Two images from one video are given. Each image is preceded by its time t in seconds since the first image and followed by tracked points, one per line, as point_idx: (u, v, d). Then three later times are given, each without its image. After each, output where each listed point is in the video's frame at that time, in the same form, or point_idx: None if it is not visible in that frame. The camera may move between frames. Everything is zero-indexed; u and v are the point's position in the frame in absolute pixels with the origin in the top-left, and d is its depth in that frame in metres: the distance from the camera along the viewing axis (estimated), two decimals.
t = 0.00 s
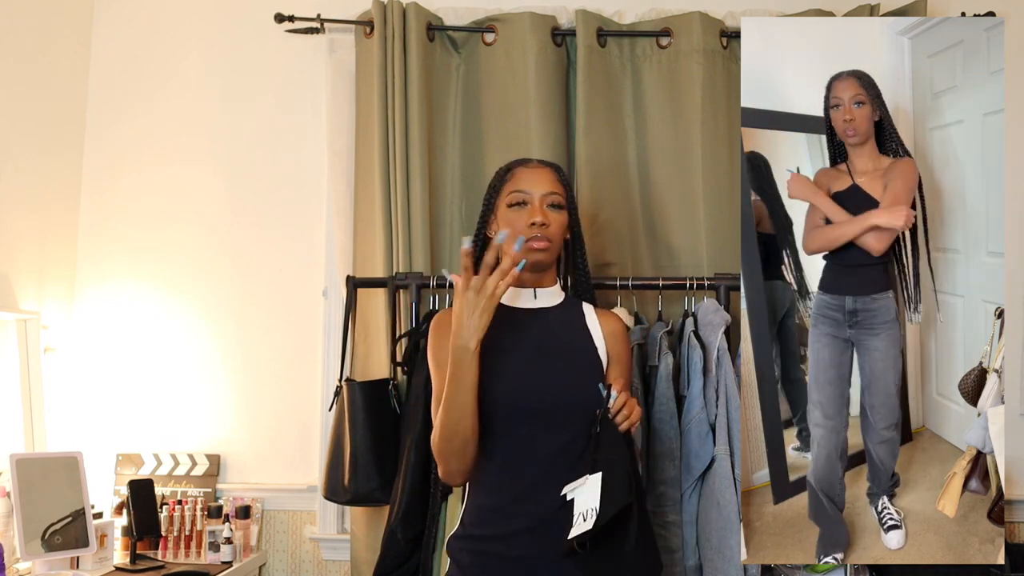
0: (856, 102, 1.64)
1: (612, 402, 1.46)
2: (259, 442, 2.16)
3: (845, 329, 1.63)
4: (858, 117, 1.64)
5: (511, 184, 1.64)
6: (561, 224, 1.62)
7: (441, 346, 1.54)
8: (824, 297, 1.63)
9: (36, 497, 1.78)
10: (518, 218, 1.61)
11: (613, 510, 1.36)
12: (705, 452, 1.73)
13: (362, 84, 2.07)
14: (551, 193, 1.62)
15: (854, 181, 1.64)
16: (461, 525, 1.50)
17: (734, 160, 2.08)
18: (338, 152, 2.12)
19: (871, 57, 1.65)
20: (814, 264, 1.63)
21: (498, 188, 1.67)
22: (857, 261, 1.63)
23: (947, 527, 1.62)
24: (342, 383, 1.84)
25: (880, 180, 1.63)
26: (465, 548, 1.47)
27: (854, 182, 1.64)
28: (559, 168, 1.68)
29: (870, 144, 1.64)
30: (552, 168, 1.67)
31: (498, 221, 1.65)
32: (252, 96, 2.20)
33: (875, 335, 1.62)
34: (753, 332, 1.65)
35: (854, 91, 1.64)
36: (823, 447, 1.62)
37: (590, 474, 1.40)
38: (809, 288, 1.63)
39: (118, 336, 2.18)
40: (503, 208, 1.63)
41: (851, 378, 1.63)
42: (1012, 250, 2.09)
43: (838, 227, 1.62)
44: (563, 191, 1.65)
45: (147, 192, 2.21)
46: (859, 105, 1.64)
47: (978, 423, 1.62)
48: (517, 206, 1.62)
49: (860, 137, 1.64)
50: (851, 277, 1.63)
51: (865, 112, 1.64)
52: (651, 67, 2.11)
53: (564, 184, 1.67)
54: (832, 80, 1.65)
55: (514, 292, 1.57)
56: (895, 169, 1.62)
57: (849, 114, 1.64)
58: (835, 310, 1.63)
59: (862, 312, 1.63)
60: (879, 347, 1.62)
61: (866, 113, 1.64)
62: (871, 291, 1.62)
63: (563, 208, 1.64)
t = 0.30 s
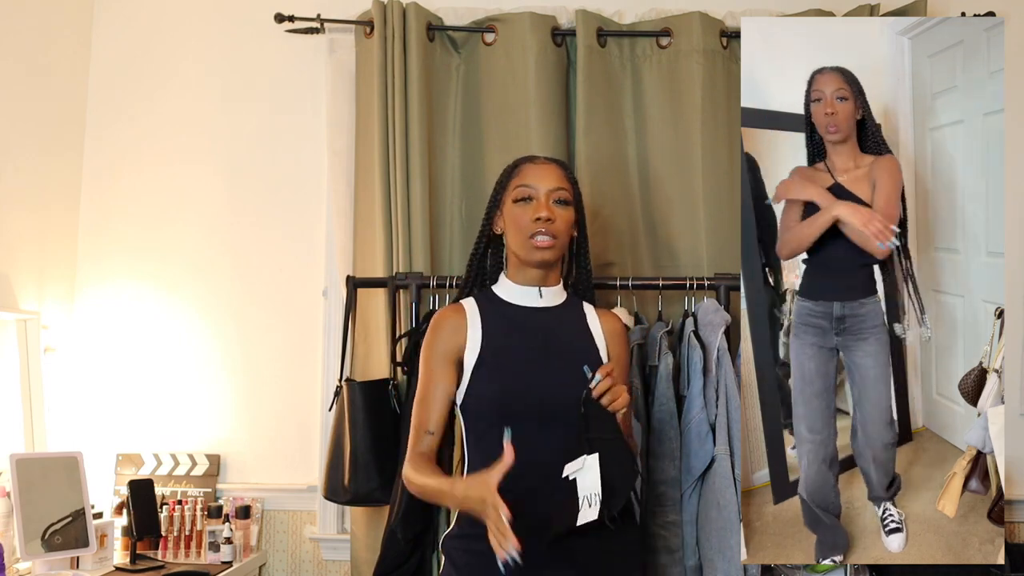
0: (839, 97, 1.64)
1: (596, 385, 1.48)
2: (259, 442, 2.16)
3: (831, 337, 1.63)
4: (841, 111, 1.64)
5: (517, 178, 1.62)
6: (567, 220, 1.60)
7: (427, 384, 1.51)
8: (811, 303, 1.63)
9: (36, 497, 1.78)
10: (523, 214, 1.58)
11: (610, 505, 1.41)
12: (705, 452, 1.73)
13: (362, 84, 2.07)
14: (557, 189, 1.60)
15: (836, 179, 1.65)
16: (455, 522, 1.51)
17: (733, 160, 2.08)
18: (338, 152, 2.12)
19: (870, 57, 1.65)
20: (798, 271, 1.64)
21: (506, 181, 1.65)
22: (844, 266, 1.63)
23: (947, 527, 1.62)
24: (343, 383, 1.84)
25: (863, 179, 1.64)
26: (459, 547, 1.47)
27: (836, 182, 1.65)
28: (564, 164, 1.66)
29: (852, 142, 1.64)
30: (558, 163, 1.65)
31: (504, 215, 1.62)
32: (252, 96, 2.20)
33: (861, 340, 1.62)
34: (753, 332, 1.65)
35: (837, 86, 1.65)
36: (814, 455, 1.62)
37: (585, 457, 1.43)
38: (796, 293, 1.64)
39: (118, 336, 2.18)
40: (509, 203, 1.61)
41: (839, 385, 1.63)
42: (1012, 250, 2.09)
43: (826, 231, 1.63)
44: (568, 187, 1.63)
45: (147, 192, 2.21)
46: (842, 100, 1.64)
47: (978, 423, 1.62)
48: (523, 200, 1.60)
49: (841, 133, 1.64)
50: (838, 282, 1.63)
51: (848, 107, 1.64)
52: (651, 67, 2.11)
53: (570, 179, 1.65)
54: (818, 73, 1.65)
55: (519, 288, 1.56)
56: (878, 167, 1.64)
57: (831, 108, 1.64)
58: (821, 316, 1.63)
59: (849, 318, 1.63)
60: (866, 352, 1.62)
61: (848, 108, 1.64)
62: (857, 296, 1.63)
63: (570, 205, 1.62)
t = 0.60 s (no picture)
0: (849, 104, 1.64)
1: (584, 400, 1.44)
2: (259, 442, 2.16)
3: (845, 342, 1.62)
4: (851, 119, 1.63)
5: (518, 187, 1.60)
6: (567, 231, 1.59)
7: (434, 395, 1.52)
8: (820, 308, 1.63)
9: (36, 497, 1.78)
10: (523, 226, 1.57)
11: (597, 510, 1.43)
12: (705, 452, 1.73)
13: (362, 84, 2.07)
14: (557, 200, 1.59)
15: (835, 186, 1.64)
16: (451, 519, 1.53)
17: (733, 161, 2.08)
18: (338, 152, 2.12)
19: (871, 57, 1.65)
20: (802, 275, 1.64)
21: (504, 188, 1.63)
22: (853, 266, 1.63)
23: (947, 527, 1.62)
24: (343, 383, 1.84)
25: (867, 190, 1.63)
26: (454, 544, 1.49)
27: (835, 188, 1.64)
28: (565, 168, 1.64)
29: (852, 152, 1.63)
30: (558, 167, 1.63)
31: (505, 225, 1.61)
32: (252, 96, 2.20)
33: (874, 342, 1.62)
34: (753, 332, 1.65)
35: (846, 93, 1.64)
36: (829, 466, 1.62)
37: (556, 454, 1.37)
38: (805, 301, 1.63)
39: (118, 336, 2.18)
40: (510, 214, 1.60)
41: (852, 392, 1.63)
42: (1012, 249, 2.09)
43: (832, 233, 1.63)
44: (569, 195, 1.61)
45: (147, 192, 2.21)
46: (852, 108, 1.64)
47: (979, 423, 1.62)
48: (524, 212, 1.58)
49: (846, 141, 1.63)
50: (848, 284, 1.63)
51: (857, 115, 1.64)
52: (651, 67, 2.11)
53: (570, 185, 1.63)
54: (824, 75, 1.65)
55: (519, 290, 1.56)
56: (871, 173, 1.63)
57: (842, 116, 1.63)
58: (835, 322, 1.62)
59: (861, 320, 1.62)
60: (879, 354, 1.62)
61: (857, 116, 1.64)
62: (868, 295, 1.62)
63: (570, 215, 1.60)
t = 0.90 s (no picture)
0: (876, 98, 1.64)
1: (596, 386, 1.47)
2: (259, 442, 2.16)
3: (878, 337, 1.63)
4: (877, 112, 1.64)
5: (509, 191, 1.62)
6: (558, 232, 1.60)
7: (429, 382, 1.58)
8: (853, 305, 1.63)
9: (36, 497, 1.78)
10: (511, 229, 1.60)
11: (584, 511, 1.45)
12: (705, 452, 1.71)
13: (362, 83, 2.07)
14: (546, 201, 1.60)
15: (859, 180, 1.64)
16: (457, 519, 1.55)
17: (734, 161, 2.08)
18: (338, 152, 2.12)
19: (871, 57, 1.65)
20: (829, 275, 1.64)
21: (499, 192, 1.65)
22: (884, 262, 1.63)
23: (947, 527, 1.63)
24: (343, 383, 1.84)
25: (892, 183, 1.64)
26: (458, 544, 1.51)
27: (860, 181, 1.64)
28: (559, 168, 1.64)
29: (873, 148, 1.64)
30: (549, 167, 1.64)
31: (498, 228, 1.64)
32: (252, 96, 2.20)
33: (907, 339, 1.62)
34: (754, 333, 1.66)
35: (873, 86, 1.65)
36: (851, 467, 1.63)
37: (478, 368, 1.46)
38: (835, 296, 1.63)
39: (118, 336, 2.18)
40: (501, 217, 1.62)
41: (877, 390, 1.63)
42: (1012, 249, 2.09)
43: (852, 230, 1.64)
44: (559, 195, 1.62)
45: (146, 192, 2.21)
46: (880, 101, 1.64)
47: (979, 423, 1.62)
48: (513, 215, 1.60)
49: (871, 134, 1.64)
50: (880, 278, 1.63)
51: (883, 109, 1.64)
52: (651, 67, 2.11)
53: (564, 186, 1.63)
54: (852, 66, 1.65)
55: (517, 290, 1.59)
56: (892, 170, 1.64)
57: (870, 109, 1.64)
58: (869, 318, 1.63)
59: (895, 314, 1.62)
60: (910, 348, 1.62)
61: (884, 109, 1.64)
62: (899, 292, 1.63)
63: (562, 216, 1.61)
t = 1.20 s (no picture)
0: (876, 114, 1.63)
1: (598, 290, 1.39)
2: (259, 442, 2.16)
3: (873, 339, 1.63)
4: (876, 130, 1.63)
5: (517, 193, 1.62)
6: (564, 233, 1.61)
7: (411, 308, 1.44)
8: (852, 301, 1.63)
9: (36, 497, 1.78)
10: (519, 229, 1.60)
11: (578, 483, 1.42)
12: (705, 453, 1.72)
13: (362, 83, 2.07)
14: (554, 203, 1.60)
15: (865, 190, 1.64)
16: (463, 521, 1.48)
17: (734, 161, 2.08)
18: (338, 152, 2.12)
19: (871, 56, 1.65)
20: (832, 274, 1.64)
21: (507, 193, 1.65)
22: (887, 267, 1.63)
23: (947, 527, 1.62)
24: (343, 383, 1.84)
25: (898, 188, 1.63)
26: (468, 545, 1.42)
27: (866, 194, 1.64)
28: (567, 174, 1.64)
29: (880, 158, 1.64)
30: (558, 172, 1.64)
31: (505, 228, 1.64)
32: (252, 96, 2.20)
33: (903, 340, 1.62)
34: (753, 332, 1.66)
35: (873, 103, 1.63)
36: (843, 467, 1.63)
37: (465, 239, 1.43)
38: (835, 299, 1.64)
39: (118, 336, 2.18)
40: (509, 216, 1.62)
41: (875, 393, 1.63)
42: (1012, 250, 2.09)
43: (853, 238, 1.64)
44: (566, 198, 1.62)
45: (146, 192, 2.21)
46: (879, 118, 1.63)
47: (979, 423, 1.62)
48: (521, 216, 1.61)
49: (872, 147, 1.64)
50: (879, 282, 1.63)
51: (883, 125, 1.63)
52: (651, 67, 2.11)
53: (571, 190, 1.63)
54: (852, 83, 1.64)
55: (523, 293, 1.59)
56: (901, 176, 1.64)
57: (868, 127, 1.63)
58: (863, 316, 1.63)
59: (891, 317, 1.62)
60: (905, 351, 1.62)
61: (883, 126, 1.63)
62: (897, 295, 1.63)
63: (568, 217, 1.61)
